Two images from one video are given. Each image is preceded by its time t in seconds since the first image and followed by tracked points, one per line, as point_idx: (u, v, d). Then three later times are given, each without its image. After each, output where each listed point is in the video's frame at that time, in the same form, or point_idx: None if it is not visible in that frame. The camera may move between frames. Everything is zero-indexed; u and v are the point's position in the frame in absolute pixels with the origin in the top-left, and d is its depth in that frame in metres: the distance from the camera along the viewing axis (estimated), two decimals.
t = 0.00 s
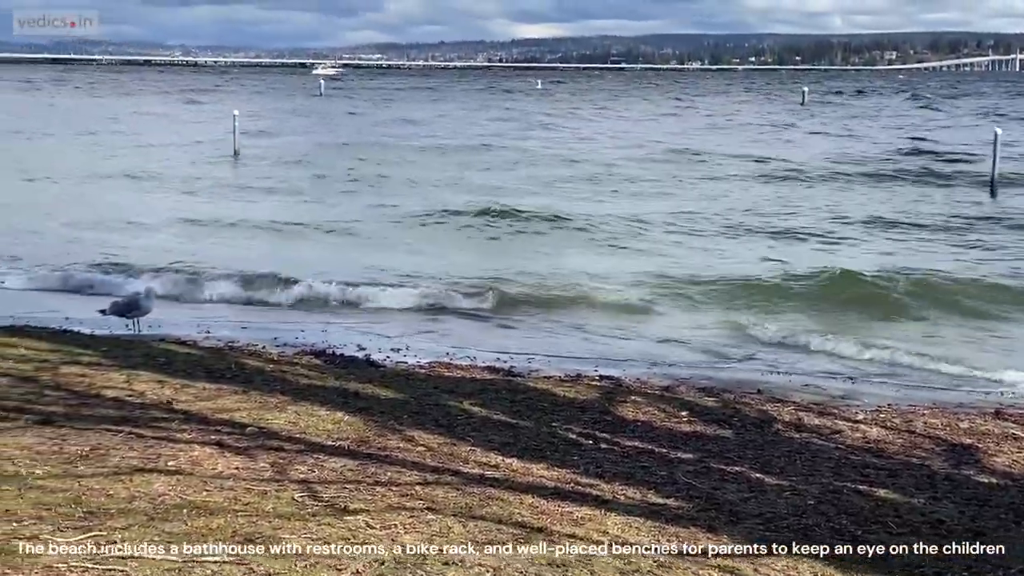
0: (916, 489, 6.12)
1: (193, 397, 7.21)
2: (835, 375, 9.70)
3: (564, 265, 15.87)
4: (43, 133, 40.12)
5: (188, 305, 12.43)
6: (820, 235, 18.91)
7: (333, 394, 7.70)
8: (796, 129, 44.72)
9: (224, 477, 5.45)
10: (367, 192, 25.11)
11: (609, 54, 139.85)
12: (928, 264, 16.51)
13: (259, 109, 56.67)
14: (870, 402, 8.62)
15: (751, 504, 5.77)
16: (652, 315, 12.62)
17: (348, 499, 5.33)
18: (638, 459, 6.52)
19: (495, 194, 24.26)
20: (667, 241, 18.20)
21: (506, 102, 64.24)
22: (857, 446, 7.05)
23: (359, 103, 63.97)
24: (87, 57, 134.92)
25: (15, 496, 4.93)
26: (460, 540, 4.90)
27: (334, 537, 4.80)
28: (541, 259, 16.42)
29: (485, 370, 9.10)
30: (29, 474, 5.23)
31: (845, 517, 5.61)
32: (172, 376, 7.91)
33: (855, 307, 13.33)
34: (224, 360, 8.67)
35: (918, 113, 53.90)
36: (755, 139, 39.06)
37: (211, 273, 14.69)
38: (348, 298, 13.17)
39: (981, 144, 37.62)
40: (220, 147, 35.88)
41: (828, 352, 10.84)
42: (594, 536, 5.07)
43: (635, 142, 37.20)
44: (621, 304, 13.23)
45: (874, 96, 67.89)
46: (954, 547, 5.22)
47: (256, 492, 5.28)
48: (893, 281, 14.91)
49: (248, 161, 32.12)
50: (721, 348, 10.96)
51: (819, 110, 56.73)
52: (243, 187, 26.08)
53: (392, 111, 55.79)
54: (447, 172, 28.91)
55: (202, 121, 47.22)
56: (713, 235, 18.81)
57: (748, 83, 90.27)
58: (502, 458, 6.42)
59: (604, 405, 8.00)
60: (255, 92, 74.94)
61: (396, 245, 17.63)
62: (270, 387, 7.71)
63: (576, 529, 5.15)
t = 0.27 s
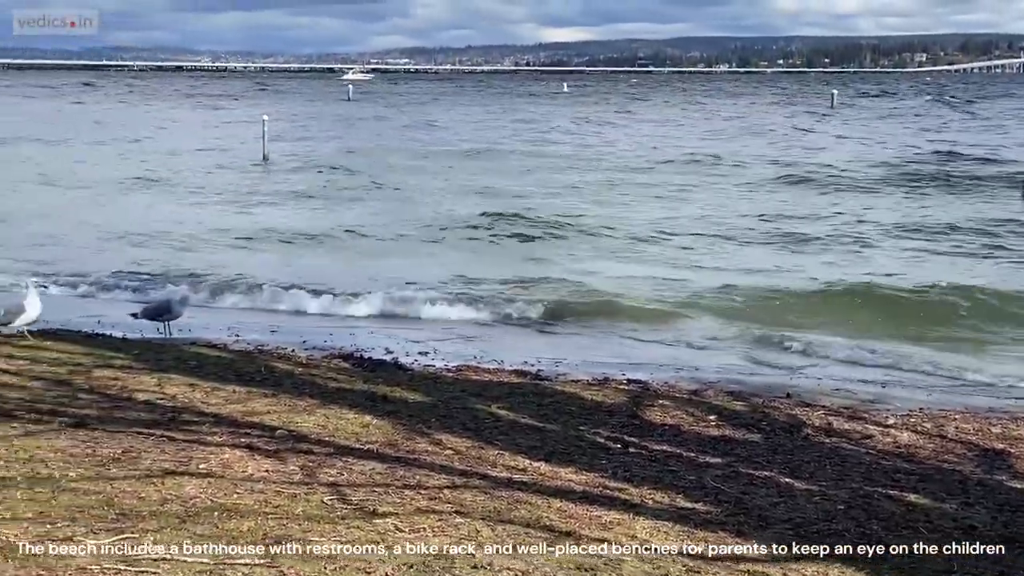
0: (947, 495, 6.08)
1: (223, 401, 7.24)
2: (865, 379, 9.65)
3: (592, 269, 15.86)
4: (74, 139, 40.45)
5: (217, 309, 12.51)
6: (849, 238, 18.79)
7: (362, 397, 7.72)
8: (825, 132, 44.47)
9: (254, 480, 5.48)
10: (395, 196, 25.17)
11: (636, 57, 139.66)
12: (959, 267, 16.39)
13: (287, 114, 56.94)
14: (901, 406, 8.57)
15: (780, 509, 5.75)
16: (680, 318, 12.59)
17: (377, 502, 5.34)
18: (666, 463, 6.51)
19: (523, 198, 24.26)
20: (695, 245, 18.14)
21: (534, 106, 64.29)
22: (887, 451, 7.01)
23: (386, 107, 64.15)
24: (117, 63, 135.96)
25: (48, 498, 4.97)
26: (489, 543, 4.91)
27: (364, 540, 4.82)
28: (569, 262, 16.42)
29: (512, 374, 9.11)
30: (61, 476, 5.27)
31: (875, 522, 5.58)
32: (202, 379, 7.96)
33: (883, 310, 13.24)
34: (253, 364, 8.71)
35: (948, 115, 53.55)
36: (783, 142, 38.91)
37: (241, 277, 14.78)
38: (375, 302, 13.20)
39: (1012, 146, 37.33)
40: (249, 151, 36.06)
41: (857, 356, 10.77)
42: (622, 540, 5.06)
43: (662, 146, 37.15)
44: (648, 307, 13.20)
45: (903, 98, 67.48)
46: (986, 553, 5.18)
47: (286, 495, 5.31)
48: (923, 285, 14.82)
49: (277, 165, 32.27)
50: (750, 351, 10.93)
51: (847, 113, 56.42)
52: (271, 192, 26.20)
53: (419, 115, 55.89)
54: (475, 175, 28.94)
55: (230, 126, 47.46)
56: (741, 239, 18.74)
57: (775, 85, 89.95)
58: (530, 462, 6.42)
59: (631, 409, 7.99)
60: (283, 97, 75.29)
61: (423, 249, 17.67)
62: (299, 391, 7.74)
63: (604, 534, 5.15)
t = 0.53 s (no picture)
0: (979, 499, 6.01)
1: (251, 402, 7.25)
2: (895, 382, 9.56)
3: (618, 271, 15.81)
4: (102, 142, 40.74)
5: (244, 310, 12.54)
6: (877, 239, 18.66)
7: (389, 399, 7.71)
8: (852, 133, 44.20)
9: (282, 481, 5.47)
10: (421, 198, 25.17)
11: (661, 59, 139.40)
12: (990, 269, 16.24)
13: (313, 116, 57.16)
14: (933, 409, 8.48)
15: (809, 513, 5.69)
16: (706, 320, 12.53)
17: (405, 504, 5.32)
18: (695, 466, 6.47)
19: (548, 199, 24.23)
20: (722, 246, 18.06)
21: (559, 107, 64.28)
22: (918, 455, 6.94)
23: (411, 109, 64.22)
24: (144, 66, 136.84)
25: (79, 498, 4.98)
26: (516, 546, 4.88)
27: (392, 542, 4.80)
28: (595, 264, 16.37)
29: (539, 376, 9.08)
30: (92, 477, 5.28)
31: (906, 526, 5.52)
32: (230, 380, 7.97)
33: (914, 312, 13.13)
34: (281, 365, 8.72)
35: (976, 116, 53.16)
36: (809, 143, 38.70)
37: (267, 279, 14.82)
38: (402, 304, 13.20)
39: None
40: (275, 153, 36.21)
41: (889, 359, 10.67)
42: (651, 544, 5.02)
43: (687, 147, 37.03)
44: (677, 309, 13.13)
45: (930, 99, 67.03)
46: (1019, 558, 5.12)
47: (314, 496, 5.30)
48: (953, 288, 14.69)
49: (302, 167, 32.36)
50: (778, 353, 10.86)
51: (874, 114, 56.12)
52: (298, 193, 26.29)
53: (444, 117, 55.93)
54: (499, 177, 28.92)
55: (256, 129, 47.65)
56: (768, 240, 18.65)
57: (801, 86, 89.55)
58: (558, 464, 6.39)
59: (659, 411, 7.95)
60: (308, 99, 75.55)
61: (449, 251, 17.67)
62: (326, 392, 7.74)
63: (633, 537, 5.11)
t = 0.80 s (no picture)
0: (1008, 502, 5.96)
1: (277, 404, 7.28)
2: (923, 385, 9.50)
3: (643, 273, 15.79)
4: (131, 145, 41.04)
5: (270, 313, 12.59)
6: (905, 241, 18.56)
7: (414, 402, 7.72)
8: (880, 134, 43.96)
9: (309, 482, 5.49)
10: (446, 200, 25.20)
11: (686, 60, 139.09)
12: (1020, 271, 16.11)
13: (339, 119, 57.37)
14: (962, 412, 8.42)
15: (836, 516, 5.67)
16: (732, 323, 12.49)
17: (430, 505, 5.33)
18: (721, 468, 6.46)
19: (573, 202, 24.22)
20: (748, 248, 17.99)
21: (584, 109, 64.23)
22: (945, 457, 6.90)
23: (438, 112, 64.34)
24: (172, 69, 137.69)
25: (108, 500, 5.02)
26: (542, 548, 4.88)
27: (418, 543, 4.81)
28: (620, 266, 16.36)
29: (564, 378, 9.08)
30: (121, 478, 5.32)
31: (934, 529, 5.49)
32: (256, 383, 8.01)
33: (940, 315, 13.05)
34: (307, 368, 8.76)
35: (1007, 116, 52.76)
36: (836, 145, 38.52)
37: (294, 281, 14.88)
38: (427, 307, 13.22)
39: None
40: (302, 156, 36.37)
41: (915, 361, 10.61)
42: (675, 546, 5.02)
43: (713, 149, 36.94)
44: (703, 312, 13.10)
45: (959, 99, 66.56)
46: None
47: (340, 498, 5.32)
48: (982, 290, 14.59)
49: (328, 170, 32.46)
50: (803, 355, 10.82)
51: (902, 115, 55.79)
52: (324, 196, 26.38)
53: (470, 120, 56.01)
54: (525, 180, 28.92)
55: (282, 132, 47.85)
56: (794, 242, 18.57)
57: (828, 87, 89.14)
58: (583, 466, 6.39)
59: (685, 414, 7.93)
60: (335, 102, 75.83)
61: (474, 253, 17.68)
62: (352, 395, 7.77)
63: (659, 539, 5.11)
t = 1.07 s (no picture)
0: None
1: (300, 406, 7.31)
2: (948, 387, 9.44)
3: (666, 275, 15.76)
4: (154, 149, 41.27)
5: (293, 315, 12.64)
6: (930, 243, 18.46)
7: (436, 404, 7.73)
8: (904, 135, 43.73)
9: (331, 485, 5.51)
10: (469, 203, 25.22)
11: (709, 62, 138.81)
12: None
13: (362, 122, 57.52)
14: (987, 414, 8.37)
15: (859, 519, 5.64)
16: (754, 325, 12.46)
17: (452, 508, 5.34)
18: (744, 471, 6.44)
19: (595, 204, 24.19)
20: (772, 251, 17.93)
21: (606, 111, 64.18)
22: (970, 460, 6.86)
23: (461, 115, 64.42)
24: (195, 72, 138.33)
25: (132, 501, 5.04)
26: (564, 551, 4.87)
27: (439, 545, 4.81)
28: (642, 268, 16.32)
29: (586, 381, 9.08)
30: (145, 480, 5.35)
31: (959, 532, 5.45)
32: (280, 385, 8.04)
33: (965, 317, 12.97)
34: (330, 369, 8.79)
35: None
36: (861, 146, 38.34)
37: (317, 284, 14.93)
38: (449, 309, 13.23)
39: None
40: (324, 159, 36.52)
41: (941, 363, 10.54)
42: (698, 549, 5.01)
43: (737, 150, 36.85)
44: (725, 314, 13.06)
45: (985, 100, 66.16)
46: None
47: (362, 499, 5.32)
48: (1008, 292, 14.48)
49: (350, 173, 32.54)
50: (827, 358, 10.77)
51: (926, 116, 55.50)
52: (346, 199, 26.44)
53: (493, 123, 56.04)
54: (548, 182, 28.91)
55: (305, 135, 48.02)
56: (817, 244, 18.50)
57: (852, 89, 88.75)
58: (606, 469, 6.38)
59: (708, 416, 7.92)
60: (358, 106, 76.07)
61: (496, 255, 17.69)
62: (374, 397, 7.79)
63: (680, 542, 5.09)
